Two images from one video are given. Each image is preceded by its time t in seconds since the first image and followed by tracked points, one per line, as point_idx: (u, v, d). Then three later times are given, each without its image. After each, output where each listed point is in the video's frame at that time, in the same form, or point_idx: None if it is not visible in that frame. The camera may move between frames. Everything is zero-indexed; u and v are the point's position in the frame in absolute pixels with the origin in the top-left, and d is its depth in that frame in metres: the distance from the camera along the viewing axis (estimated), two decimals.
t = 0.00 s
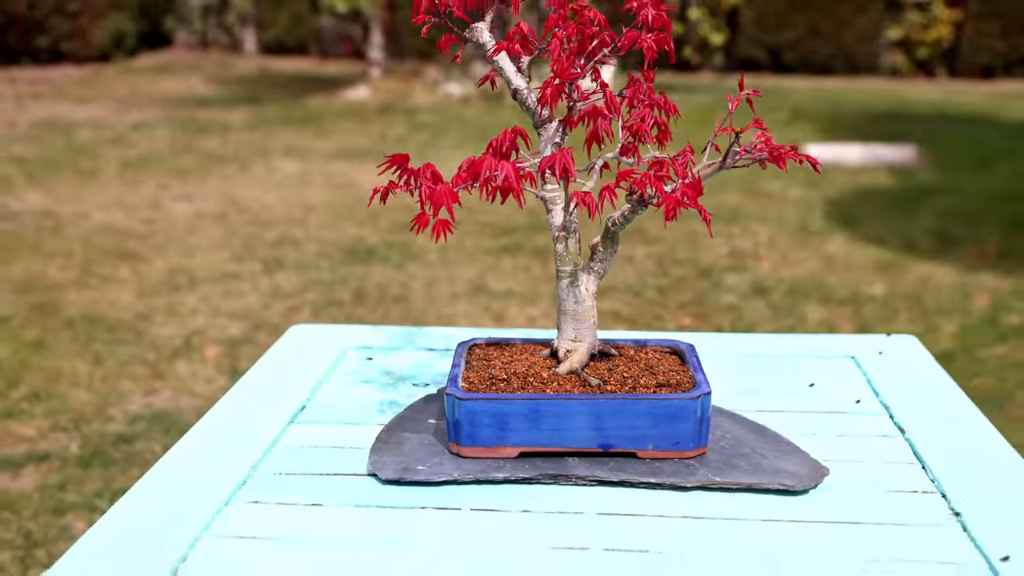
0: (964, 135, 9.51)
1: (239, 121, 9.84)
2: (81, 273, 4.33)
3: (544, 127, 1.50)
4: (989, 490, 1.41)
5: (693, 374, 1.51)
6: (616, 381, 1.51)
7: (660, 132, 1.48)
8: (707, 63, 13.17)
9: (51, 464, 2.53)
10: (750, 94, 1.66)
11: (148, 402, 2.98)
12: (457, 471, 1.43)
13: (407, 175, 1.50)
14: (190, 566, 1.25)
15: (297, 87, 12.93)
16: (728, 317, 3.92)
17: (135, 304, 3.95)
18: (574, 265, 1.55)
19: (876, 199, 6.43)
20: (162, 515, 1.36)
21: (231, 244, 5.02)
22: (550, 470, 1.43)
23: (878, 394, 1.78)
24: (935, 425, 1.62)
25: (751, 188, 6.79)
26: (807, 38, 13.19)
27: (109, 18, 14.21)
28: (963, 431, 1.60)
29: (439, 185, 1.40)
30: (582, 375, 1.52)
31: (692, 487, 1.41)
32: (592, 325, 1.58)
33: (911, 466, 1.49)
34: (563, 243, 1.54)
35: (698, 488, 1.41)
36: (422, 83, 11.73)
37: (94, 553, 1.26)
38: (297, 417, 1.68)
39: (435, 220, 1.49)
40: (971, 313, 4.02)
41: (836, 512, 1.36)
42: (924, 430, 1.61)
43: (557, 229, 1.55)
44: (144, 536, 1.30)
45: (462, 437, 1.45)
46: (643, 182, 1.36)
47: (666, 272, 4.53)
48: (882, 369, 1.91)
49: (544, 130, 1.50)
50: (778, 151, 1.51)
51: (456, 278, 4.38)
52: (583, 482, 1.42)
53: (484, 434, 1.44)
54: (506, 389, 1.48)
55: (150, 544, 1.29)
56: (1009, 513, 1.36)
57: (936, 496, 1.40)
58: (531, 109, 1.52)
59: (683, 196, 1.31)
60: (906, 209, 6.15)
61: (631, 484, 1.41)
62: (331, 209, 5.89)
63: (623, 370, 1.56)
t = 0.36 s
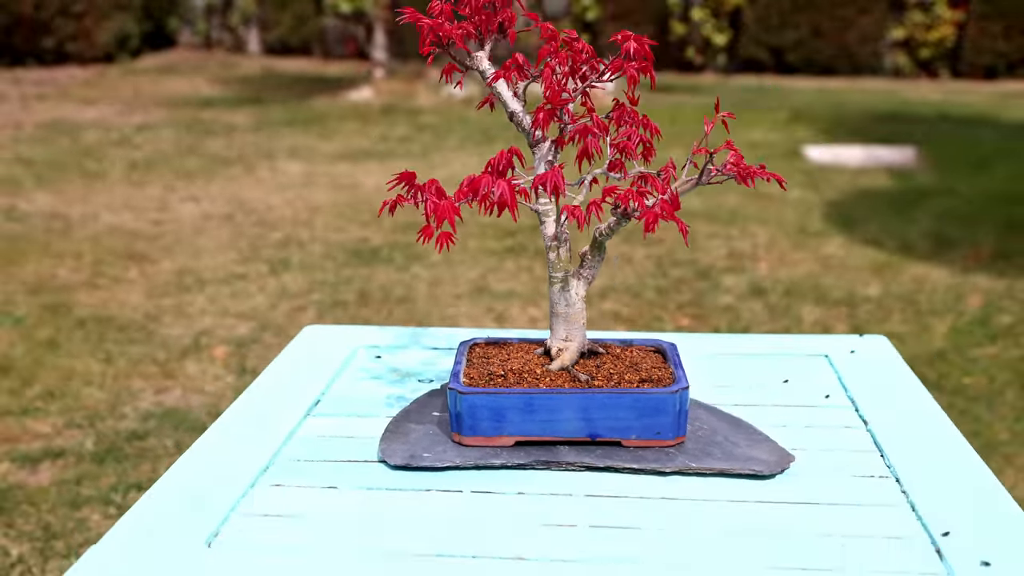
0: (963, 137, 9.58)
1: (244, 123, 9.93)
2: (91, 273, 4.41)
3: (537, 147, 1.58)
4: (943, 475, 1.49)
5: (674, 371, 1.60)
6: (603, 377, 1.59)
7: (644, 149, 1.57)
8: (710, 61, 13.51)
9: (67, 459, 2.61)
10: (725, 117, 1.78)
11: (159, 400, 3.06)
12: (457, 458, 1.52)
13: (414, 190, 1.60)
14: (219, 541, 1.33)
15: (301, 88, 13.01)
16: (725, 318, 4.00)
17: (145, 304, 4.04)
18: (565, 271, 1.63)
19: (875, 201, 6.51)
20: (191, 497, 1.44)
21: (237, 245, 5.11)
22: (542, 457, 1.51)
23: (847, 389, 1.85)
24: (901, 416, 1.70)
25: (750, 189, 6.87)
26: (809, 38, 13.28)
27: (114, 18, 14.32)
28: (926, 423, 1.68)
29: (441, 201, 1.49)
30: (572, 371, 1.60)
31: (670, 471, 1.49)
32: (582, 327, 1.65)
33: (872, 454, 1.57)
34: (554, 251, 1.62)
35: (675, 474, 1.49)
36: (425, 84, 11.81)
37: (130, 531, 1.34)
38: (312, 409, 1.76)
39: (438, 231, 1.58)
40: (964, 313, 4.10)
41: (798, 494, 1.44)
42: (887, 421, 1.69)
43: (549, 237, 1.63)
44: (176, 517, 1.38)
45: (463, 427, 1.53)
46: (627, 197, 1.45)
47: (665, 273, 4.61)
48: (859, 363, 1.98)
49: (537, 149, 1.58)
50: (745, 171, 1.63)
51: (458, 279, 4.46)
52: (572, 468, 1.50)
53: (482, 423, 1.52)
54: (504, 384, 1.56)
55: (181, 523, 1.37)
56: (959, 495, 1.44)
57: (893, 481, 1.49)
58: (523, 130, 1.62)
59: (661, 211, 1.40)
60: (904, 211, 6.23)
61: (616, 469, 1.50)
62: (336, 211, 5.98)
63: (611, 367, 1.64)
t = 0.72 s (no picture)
0: (962, 138, 9.65)
1: (250, 125, 10.02)
2: (102, 274, 4.50)
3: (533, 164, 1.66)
4: (904, 463, 1.58)
5: (661, 367, 1.68)
6: (595, 374, 1.68)
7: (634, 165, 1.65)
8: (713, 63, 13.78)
9: (84, 455, 2.71)
10: (705, 138, 1.87)
11: (171, 398, 3.16)
12: (462, 447, 1.60)
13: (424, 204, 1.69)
14: (249, 521, 1.42)
15: (306, 89, 13.10)
16: (722, 319, 4.09)
17: (156, 304, 4.13)
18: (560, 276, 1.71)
19: (873, 203, 6.59)
20: (220, 481, 1.52)
21: (245, 247, 5.20)
22: (538, 446, 1.60)
23: (820, 383, 1.93)
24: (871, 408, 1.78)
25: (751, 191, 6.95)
26: (810, 38, 13.43)
27: (119, 20, 14.40)
28: (894, 414, 1.77)
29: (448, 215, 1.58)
30: (567, 369, 1.69)
31: (654, 460, 1.58)
32: (576, 327, 1.74)
33: (841, 443, 1.66)
34: (550, 259, 1.70)
35: (659, 461, 1.58)
36: (429, 86, 11.89)
37: (167, 514, 1.43)
38: (331, 402, 1.85)
39: (443, 241, 1.72)
40: (957, 314, 4.18)
41: (769, 479, 1.53)
42: (855, 413, 1.77)
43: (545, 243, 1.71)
44: (206, 499, 1.47)
45: (466, 419, 1.62)
46: (615, 211, 1.52)
47: (665, 275, 4.70)
48: (839, 359, 2.06)
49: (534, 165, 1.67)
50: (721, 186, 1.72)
51: (462, 281, 4.55)
52: (565, 456, 1.59)
53: (484, 415, 1.61)
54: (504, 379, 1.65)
55: (211, 506, 1.46)
56: (918, 482, 1.53)
57: (859, 467, 1.57)
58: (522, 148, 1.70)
59: (646, 223, 1.48)
60: (902, 212, 6.31)
61: (605, 457, 1.58)
62: (341, 212, 6.06)
63: (602, 365, 1.73)
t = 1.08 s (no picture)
0: (965, 140, 9.73)
1: (258, 127, 10.11)
2: (117, 276, 4.59)
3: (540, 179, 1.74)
4: (883, 454, 1.67)
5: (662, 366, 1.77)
6: (601, 372, 1.77)
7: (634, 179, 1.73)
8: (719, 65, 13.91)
9: (106, 451, 2.81)
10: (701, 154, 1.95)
11: (189, 397, 3.25)
12: (478, 438, 1.69)
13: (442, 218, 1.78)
14: (289, 504, 1.51)
15: (313, 91, 13.19)
16: (725, 320, 4.18)
17: (171, 305, 4.23)
18: (568, 282, 1.80)
19: (876, 206, 6.67)
20: (262, 468, 1.62)
21: (256, 249, 5.29)
22: (547, 437, 1.68)
23: (809, 381, 2.00)
24: (856, 403, 1.86)
25: (754, 193, 7.04)
26: (815, 40, 13.59)
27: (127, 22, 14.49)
28: (878, 409, 1.85)
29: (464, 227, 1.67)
30: (574, 367, 1.77)
31: (654, 451, 1.66)
32: (582, 329, 1.82)
33: (826, 436, 1.74)
34: (559, 266, 1.79)
35: (659, 452, 1.67)
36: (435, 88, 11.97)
37: (214, 497, 1.52)
38: (357, 398, 1.94)
39: (462, 249, 1.82)
40: (955, 315, 4.26)
41: (758, 469, 1.62)
42: (841, 408, 1.86)
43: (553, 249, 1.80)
44: (248, 484, 1.56)
45: (481, 413, 1.71)
46: (617, 222, 1.60)
47: (669, 277, 4.79)
48: (829, 358, 2.13)
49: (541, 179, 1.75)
50: (713, 200, 1.81)
51: (470, 282, 4.63)
52: (573, 447, 1.68)
53: (499, 409, 1.70)
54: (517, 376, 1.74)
55: (253, 490, 1.55)
56: (895, 471, 1.62)
57: (842, 457, 1.66)
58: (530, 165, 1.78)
59: (646, 235, 1.56)
60: (903, 215, 6.39)
61: (608, 448, 1.67)
62: (350, 215, 6.15)
63: (607, 364, 1.82)
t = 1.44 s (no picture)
0: (967, 143, 9.81)
1: (267, 129, 10.22)
2: (134, 277, 4.71)
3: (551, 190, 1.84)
4: (859, 437, 1.76)
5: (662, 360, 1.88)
6: (605, 365, 1.87)
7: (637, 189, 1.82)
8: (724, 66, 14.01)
9: (131, 446, 2.94)
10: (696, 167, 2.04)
11: (207, 394, 3.37)
12: (492, 424, 1.79)
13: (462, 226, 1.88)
14: (323, 480, 1.61)
15: (321, 93, 13.29)
16: (727, 321, 4.28)
17: (187, 305, 4.34)
18: (576, 283, 1.90)
19: (877, 208, 6.76)
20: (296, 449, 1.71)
21: (269, 250, 5.40)
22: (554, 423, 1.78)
23: (796, 373, 2.09)
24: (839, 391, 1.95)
25: (758, 196, 7.13)
26: (820, 42, 13.70)
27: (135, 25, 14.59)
28: (859, 398, 1.94)
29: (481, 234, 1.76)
30: (581, 361, 1.88)
31: (653, 436, 1.77)
32: (588, 326, 1.92)
33: (808, 422, 1.84)
34: (566, 270, 1.89)
35: (657, 437, 1.77)
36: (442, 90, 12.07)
37: (256, 475, 1.62)
38: (383, 385, 2.03)
39: (477, 253, 1.92)
40: (951, 316, 4.36)
41: (746, 452, 1.71)
42: (825, 396, 1.95)
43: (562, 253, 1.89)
44: (284, 463, 1.66)
45: (495, 401, 1.81)
46: (621, 230, 1.70)
47: (673, 278, 4.89)
48: (818, 351, 2.21)
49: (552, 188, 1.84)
50: (709, 209, 1.90)
51: (478, 284, 4.74)
52: (578, 432, 1.78)
53: (513, 397, 1.80)
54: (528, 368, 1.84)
55: (290, 468, 1.64)
56: (869, 452, 1.71)
57: (822, 441, 1.75)
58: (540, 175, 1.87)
59: (646, 240, 1.67)
60: (903, 217, 6.49)
61: (610, 434, 1.77)
62: (360, 217, 6.26)
63: (611, 358, 1.92)
